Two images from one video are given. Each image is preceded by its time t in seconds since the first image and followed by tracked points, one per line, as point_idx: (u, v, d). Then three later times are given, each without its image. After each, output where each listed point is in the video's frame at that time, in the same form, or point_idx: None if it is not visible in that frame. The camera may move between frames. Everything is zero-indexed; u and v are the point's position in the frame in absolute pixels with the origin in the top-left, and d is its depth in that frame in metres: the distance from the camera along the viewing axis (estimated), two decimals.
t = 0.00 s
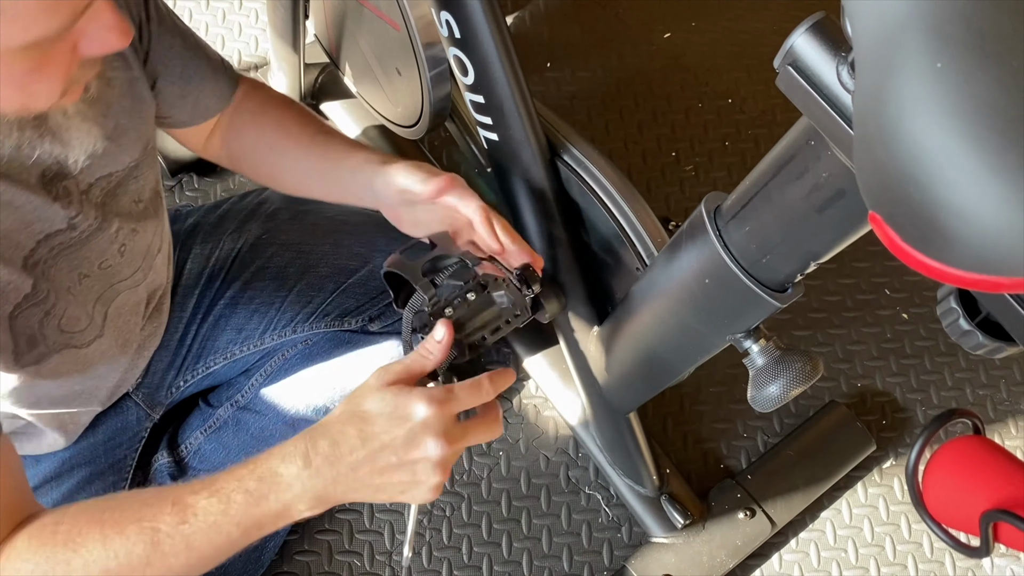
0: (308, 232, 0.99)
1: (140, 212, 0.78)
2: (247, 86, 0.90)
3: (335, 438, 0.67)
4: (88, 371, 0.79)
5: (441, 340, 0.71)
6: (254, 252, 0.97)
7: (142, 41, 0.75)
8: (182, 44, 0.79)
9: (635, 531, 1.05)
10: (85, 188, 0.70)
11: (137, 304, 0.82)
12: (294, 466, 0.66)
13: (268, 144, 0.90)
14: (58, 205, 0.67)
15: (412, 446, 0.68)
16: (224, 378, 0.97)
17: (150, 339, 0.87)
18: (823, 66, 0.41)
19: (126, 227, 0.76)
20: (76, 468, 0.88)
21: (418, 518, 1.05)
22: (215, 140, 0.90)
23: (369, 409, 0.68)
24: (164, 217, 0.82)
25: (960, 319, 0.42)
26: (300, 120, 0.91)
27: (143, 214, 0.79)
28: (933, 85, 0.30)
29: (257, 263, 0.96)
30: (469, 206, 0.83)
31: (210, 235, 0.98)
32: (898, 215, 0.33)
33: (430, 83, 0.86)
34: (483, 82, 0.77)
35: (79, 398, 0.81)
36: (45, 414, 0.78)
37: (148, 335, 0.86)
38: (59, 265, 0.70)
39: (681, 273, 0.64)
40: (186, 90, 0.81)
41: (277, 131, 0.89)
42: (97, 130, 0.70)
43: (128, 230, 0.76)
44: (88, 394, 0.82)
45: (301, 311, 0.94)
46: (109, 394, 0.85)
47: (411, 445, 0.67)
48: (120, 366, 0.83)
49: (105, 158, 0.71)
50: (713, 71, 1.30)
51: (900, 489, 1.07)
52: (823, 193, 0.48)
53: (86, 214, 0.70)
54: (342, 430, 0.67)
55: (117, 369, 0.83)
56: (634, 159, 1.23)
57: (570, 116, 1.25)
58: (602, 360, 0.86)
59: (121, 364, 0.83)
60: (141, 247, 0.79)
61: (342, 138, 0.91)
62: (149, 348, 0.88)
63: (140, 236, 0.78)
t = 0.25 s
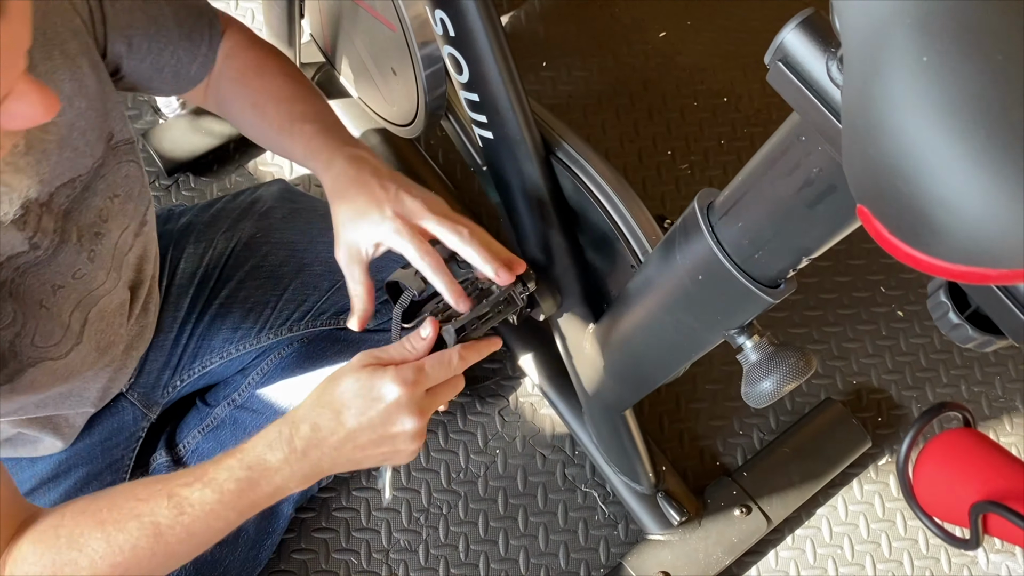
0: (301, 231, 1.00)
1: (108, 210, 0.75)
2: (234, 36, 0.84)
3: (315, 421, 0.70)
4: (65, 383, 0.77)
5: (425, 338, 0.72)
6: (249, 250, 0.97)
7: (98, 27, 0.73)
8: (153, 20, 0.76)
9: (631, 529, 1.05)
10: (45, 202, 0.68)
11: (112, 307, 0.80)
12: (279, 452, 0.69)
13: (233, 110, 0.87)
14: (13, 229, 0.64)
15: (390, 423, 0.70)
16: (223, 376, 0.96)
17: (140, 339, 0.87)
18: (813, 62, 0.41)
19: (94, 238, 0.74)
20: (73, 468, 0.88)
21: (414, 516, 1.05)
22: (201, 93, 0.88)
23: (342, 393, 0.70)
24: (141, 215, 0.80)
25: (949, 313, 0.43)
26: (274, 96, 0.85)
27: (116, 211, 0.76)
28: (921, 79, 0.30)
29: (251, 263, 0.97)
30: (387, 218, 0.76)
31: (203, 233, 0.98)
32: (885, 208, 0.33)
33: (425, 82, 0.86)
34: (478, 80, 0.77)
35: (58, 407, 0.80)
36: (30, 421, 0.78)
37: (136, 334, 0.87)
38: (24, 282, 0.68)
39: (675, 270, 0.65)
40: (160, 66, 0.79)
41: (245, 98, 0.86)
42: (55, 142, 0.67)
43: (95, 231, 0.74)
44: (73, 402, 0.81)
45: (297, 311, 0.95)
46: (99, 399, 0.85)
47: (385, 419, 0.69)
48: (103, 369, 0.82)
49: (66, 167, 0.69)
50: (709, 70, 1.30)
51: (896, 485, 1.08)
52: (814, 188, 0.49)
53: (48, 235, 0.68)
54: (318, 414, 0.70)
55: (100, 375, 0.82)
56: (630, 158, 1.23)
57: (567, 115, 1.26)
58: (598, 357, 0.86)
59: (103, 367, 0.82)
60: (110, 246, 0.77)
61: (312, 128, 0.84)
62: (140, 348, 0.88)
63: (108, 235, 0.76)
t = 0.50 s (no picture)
0: (292, 225, 0.97)
1: (86, 220, 0.75)
2: (207, 40, 0.83)
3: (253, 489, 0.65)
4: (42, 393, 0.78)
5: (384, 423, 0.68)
6: (242, 247, 0.96)
7: (72, 35, 0.71)
8: (127, 21, 0.75)
9: (629, 526, 1.05)
10: (17, 215, 0.67)
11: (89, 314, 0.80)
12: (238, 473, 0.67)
13: (210, 116, 0.85)
14: None
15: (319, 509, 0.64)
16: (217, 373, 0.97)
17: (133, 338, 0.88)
18: (808, 52, 0.41)
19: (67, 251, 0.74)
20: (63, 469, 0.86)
21: (412, 514, 1.05)
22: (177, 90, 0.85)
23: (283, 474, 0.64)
24: (121, 221, 0.81)
25: (945, 303, 0.43)
26: (249, 100, 0.84)
27: (96, 220, 0.77)
28: (913, 67, 0.30)
29: (244, 260, 0.96)
30: (378, 209, 0.75)
31: (197, 230, 0.96)
32: (880, 197, 0.34)
33: (421, 79, 0.86)
34: (474, 76, 0.77)
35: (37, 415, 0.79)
36: (10, 424, 0.78)
37: (120, 339, 0.86)
38: None
39: (672, 264, 0.65)
40: (134, 67, 0.78)
41: (223, 103, 0.84)
42: (28, 156, 0.66)
43: (69, 242, 0.74)
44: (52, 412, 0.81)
45: (290, 307, 0.95)
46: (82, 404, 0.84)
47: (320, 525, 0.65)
48: (83, 375, 0.82)
49: (41, 179, 0.68)
50: (705, 67, 1.30)
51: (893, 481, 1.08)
52: (809, 179, 0.49)
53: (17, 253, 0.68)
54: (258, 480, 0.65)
55: (80, 381, 0.82)
56: (627, 155, 1.23)
57: (563, 112, 1.26)
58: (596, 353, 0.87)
59: (84, 373, 0.82)
60: (88, 255, 0.77)
61: (293, 130, 0.83)
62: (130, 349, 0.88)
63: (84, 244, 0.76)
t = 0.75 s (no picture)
0: (298, 227, 0.94)
1: (72, 232, 0.76)
2: (195, 29, 0.81)
3: None
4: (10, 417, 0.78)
5: None
6: (244, 248, 0.93)
7: (61, 40, 0.70)
8: (115, 20, 0.72)
9: (630, 524, 1.05)
10: None
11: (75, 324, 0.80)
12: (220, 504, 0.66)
13: (197, 108, 0.84)
14: None
15: None
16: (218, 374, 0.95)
17: (129, 338, 0.88)
18: (811, 45, 0.41)
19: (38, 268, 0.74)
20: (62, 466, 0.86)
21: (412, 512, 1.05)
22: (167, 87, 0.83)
23: None
24: (110, 233, 0.81)
25: (950, 296, 0.43)
26: (236, 91, 0.82)
27: (82, 233, 0.77)
28: (918, 58, 0.30)
29: (246, 262, 0.93)
30: (367, 221, 0.75)
31: (200, 231, 0.94)
32: (884, 188, 0.34)
33: (421, 77, 0.86)
34: (475, 73, 0.77)
35: (21, 419, 0.79)
36: None
37: (110, 345, 0.85)
38: None
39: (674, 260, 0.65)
40: (127, 67, 0.75)
41: (209, 95, 0.82)
42: (4, 173, 0.67)
43: (51, 255, 0.75)
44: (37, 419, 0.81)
45: (291, 309, 0.92)
46: (69, 408, 0.83)
47: None
48: (72, 381, 0.82)
49: (19, 195, 0.70)
50: (704, 65, 1.30)
51: (894, 478, 1.08)
52: (812, 173, 0.49)
53: None
54: None
55: (68, 387, 0.82)
56: (626, 153, 1.24)
57: (563, 111, 1.26)
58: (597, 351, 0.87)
59: (73, 378, 0.82)
60: (71, 267, 0.77)
61: (281, 123, 0.82)
62: (124, 352, 0.87)
63: (66, 258, 0.76)
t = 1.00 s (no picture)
0: (295, 227, 0.93)
1: (43, 244, 0.71)
2: (168, 8, 0.74)
3: None
4: None
5: None
6: (240, 248, 0.92)
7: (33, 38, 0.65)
8: (79, 10, 0.66)
9: (629, 521, 1.05)
10: None
11: (51, 340, 0.77)
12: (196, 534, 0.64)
13: (182, 85, 0.80)
14: None
15: None
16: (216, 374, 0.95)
17: (116, 342, 0.85)
18: (810, 39, 0.41)
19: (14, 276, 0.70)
20: (60, 468, 0.87)
21: (412, 511, 1.05)
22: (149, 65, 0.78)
23: None
24: (84, 241, 0.75)
25: (948, 289, 0.44)
26: (225, 70, 0.77)
27: (55, 243, 0.73)
28: (919, 50, 0.30)
29: (242, 262, 0.91)
30: (362, 212, 0.74)
31: (195, 231, 0.92)
32: (884, 180, 0.34)
33: (420, 75, 0.87)
34: (474, 71, 0.77)
35: None
36: None
37: (92, 352, 0.82)
38: None
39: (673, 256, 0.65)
40: (98, 56, 0.69)
41: (193, 76, 0.78)
42: None
43: (20, 268, 0.71)
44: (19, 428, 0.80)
45: (288, 309, 0.90)
46: (54, 413, 0.81)
47: None
48: (52, 392, 0.79)
49: None
50: (702, 64, 1.30)
51: (892, 475, 1.08)
52: (811, 168, 0.49)
53: None
54: None
55: (49, 399, 0.79)
56: (624, 152, 1.24)
57: (561, 110, 1.26)
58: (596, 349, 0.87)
59: (54, 391, 0.79)
60: (38, 281, 0.72)
61: (271, 101, 0.78)
62: (111, 355, 0.85)
63: (34, 271, 0.71)
